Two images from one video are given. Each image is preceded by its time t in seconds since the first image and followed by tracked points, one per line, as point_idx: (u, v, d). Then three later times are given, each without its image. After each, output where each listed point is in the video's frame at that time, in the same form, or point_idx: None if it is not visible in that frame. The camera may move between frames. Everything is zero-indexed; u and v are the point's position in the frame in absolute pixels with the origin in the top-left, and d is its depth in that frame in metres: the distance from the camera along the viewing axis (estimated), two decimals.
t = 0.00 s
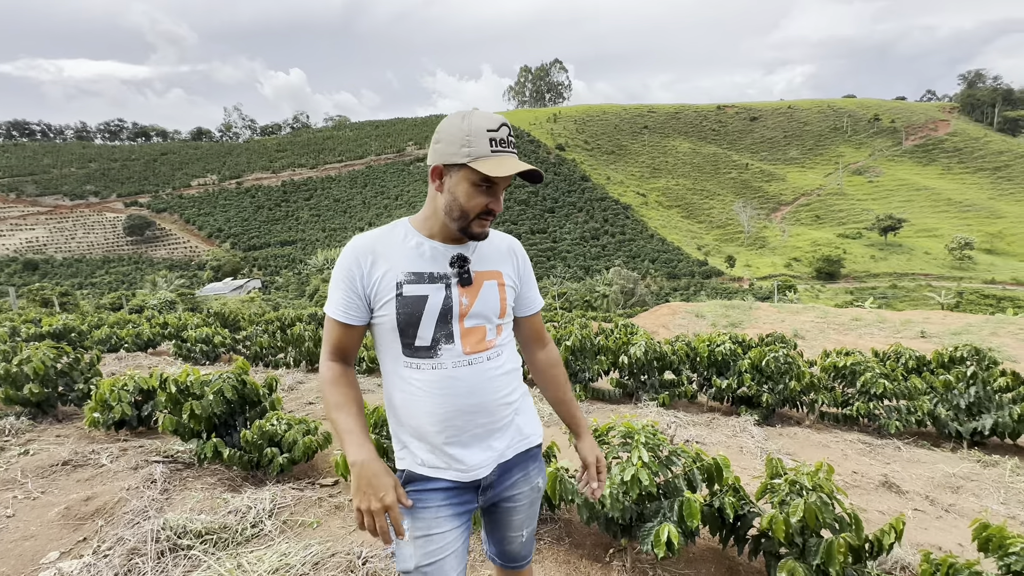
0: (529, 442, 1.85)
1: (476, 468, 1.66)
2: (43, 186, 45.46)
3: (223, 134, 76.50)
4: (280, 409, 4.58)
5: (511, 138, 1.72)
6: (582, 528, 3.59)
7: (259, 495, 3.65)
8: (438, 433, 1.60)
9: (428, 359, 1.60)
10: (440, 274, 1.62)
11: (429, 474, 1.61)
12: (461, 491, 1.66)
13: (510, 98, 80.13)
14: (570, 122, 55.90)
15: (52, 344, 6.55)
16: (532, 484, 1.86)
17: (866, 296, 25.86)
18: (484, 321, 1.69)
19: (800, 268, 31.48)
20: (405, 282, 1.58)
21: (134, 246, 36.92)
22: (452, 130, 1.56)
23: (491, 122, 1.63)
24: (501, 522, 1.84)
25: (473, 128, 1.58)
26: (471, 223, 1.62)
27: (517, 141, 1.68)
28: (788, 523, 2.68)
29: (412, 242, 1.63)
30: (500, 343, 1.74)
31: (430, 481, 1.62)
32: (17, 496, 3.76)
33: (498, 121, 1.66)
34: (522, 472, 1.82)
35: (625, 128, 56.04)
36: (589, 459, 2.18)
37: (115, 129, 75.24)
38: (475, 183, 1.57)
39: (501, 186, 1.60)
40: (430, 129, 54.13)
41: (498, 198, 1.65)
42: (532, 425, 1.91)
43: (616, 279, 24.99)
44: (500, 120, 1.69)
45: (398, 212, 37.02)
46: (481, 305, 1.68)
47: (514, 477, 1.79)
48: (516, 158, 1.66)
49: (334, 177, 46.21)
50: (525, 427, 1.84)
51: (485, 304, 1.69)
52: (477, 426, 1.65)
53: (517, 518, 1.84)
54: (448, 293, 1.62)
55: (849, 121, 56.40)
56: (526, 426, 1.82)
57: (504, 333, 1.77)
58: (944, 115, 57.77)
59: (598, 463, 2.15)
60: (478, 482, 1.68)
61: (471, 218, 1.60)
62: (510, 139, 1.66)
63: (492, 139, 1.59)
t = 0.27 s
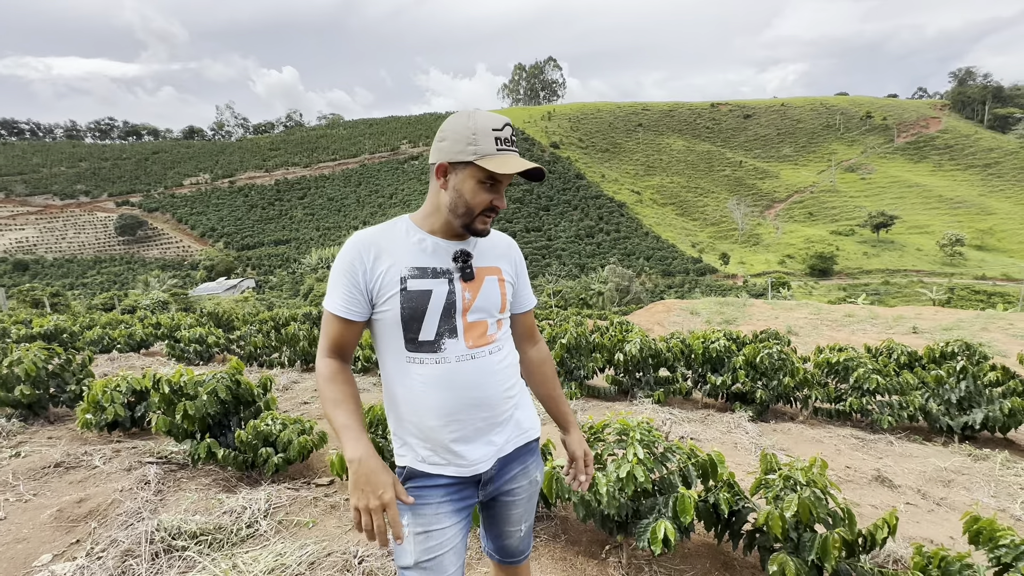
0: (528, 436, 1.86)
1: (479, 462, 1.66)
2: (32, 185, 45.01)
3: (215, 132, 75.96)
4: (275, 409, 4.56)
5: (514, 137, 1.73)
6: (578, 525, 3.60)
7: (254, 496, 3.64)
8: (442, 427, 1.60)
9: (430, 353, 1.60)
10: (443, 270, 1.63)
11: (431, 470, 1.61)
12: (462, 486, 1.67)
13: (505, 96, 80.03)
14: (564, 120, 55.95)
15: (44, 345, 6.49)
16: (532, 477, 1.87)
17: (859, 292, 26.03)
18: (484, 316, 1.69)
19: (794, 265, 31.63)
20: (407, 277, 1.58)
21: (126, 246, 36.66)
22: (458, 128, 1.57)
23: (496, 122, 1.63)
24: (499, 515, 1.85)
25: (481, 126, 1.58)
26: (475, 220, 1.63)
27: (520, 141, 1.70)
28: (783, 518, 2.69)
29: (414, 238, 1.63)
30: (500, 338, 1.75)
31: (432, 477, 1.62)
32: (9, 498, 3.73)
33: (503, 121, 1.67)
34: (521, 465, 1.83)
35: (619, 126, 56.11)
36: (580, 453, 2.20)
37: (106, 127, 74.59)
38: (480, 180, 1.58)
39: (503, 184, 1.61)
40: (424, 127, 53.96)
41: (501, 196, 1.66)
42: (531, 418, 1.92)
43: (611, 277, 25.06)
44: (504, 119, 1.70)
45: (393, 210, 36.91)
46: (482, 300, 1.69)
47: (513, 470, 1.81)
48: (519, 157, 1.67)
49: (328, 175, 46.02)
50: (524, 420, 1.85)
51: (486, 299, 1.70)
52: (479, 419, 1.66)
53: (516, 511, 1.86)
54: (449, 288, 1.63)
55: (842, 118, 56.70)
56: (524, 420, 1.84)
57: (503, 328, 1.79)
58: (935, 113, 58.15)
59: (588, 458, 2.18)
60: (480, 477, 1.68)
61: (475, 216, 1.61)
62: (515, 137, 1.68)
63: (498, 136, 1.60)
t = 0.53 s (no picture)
0: (529, 429, 1.89)
1: (483, 454, 1.68)
2: (26, 185, 44.72)
3: (210, 132, 75.64)
4: (273, 408, 4.55)
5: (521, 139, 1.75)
6: (577, 522, 3.61)
7: (253, 494, 3.64)
8: (447, 421, 1.62)
9: (436, 347, 1.61)
10: (449, 267, 1.65)
11: (435, 463, 1.62)
12: (466, 480, 1.68)
13: (501, 95, 80.02)
14: (561, 119, 56.00)
15: (40, 345, 6.46)
16: (532, 471, 1.89)
17: (854, 291, 26.16)
18: (489, 312, 1.72)
19: (790, 263, 31.73)
20: (415, 273, 1.60)
21: (120, 246, 36.48)
22: (468, 129, 1.58)
23: (506, 122, 1.65)
24: (499, 509, 1.87)
25: (491, 128, 1.59)
26: (481, 219, 1.65)
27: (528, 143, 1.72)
28: (780, 514, 2.71)
29: (421, 235, 1.65)
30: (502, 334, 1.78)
31: (435, 470, 1.63)
32: (6, 498, 3.72)
33: (511, 122, 1.69)
34: (523, 457, 1.85)
35: (616, 125, 56.20)
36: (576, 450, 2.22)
37: (100, 127, 74.18)
38: (489, 180, 1.60)
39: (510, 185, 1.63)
40: (420, 127, 53.90)
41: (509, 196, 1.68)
42: (531, 413, 1.94)
43: (608, 276, 25.11)
44: (512, 120, 1.71)
45: (389, 210, 36.85)
46: (487, 296, 1.71)
47: (515, 463, 1.83)
48: (526, 158, 1.70)
49: (324, 175, 45.90)
50: (525, 415, 1.87)
51: (490, 296, 1.72)
52: (483, 413, 1.68)
53: (517, 505, 1.87)
54: (454, 284, 1.65)
55: (837, 118, 56.95)
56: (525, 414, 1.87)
57: (506, 323, 1.81)
58: (930, 112, 58.44)
59: (584, 454, 2.20)
60: (484, 470, 1.70)
61: (482, 215, 1.64)
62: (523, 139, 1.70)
63: (507, 138, 1.62)
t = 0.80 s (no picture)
0: (529, 424, 1.90)
1: (483, 449, 1.69)
2: (22, 184, 44.58)
3: (208, 131, 75.52)
4: (273, 407, 4.57)
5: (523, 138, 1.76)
6: (576, 520, 3.63)
7: (253, 492, 3.65)
8: (448, 415, 1.63)
9: (438, 343, 1.63)
10: (450, 264, 1.67)
11: (437, 456, 1.63)
12: (465, 473, 1.70)
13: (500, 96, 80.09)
14: (560, 120, 56.07)
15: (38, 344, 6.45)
16: (531, 466, 1.92)
17: (851, 292, 26.25)
18: (489, 308, 1.74)
19: (787, 264, 31.82)
20: (417, 270, 1.61)
21: (117, 246, 36.38)
22: (469, 128, 1.59)
23: (509, 126, 1.66)
24: (499, 504, 1.88)
25: (492, 127, 1.61)
26: (482, 218, 1.67)
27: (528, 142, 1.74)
28: (778, 512, 2.72)
29: (422, 232, 1.66)
30: (501, 330, 1.79)
31: (436, 466, 1.64)
32: (5, 497, 3.72)
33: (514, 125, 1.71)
34: (522, 453, 1.87)
35: (614, 126, 56.30)
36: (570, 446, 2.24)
37: (97, 126, 74.00)
38: (490, 179, 1.61)
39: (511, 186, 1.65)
40: (419, 127, 53.90)
41: (509, 195, 1.70)
42: (531, 408, 1.96)
43: (606, 277, 25.14)
44: (514, 120, 1.73)
45: (387, 210, 36.86)
46: (487, 294, 1.73)
47: (514, 458, 1.85)
48: (526, 159, 1.71)
49: (322, 175, 45.85)
50: (525, 409, 1.89)
51: (491, 292, 1.74)
52: (482, 407, 1.69)
53: (517, 500, 1.89)
54: (455, 281, 1.66)
55: (834, 119, 57.15)
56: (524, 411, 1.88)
57: (505, 320, 1.83)
58: (927, 114, 58.69)
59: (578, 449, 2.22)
60: (484, 464, 1.71)
61: (484, 213, 1.65)
62: (523, 138, 1.72)
63: (509, 138, 1.63)
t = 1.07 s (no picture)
0: (528, 424, 1.90)
1: (480, 448, 1.70)
2: (22, 184, 44.57)
3: (208, 132, 75.56)
4: (273, 407, 4.58)
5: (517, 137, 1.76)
6: (576, 522, 3.63)
7: (253, 492, 3.65)
8: (446, 415, 1.65)
9: (435, 343, 1.64)
10: (448, 265, 1.67)
11: (433, 455, 1.65)
12: (464, 472, 1.70)
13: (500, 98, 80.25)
14: (560, 122, 56.18)
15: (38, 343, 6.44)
16: (530, 465, 1.93)
17: (850, 295, 26.28)
18: (488, 309, 1.74)
19: (786, 268, 31.84)
20: (415, 271, 1.62)
21: (117, 246, 36.36)
22: (460, 130, 1.60)
23: (500, 125, 1.67)
24: (499, 502, 1.89)
25: (483, 129, 1.61)
26: (478, 219, 1.68)
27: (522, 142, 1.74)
28: (778, 513, 2.73)
29: (420, 233, 1.68)
30: (501, 331, 1.80)
31: (435, 464, 1.65)
32: (5, 496, 3.72)
33: (506, 123, 1.70)
34: (522, 453, 1.87)
35: (614, 128, 56.41)
36: (586, 436, 2.32)
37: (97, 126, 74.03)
38: (483, 180, 1.62)
39: (507, 185, 1.66)
40: (419, 128, 53.97)
41: (505, 194, 1.70)
42: (531, 408, 1.97)
43: (606, 279, 25.17)
44: (506, 121, 1.73)
45: (387, 211, 36.88)
46: (486, 294, 1.74)
47: (514, 457, 1.85)
48: (519, 158, 1.71)
49: (322, 176, 45.88)
50: (524, 410, 1.89)
51: (489, 293, 1.75)
52: (480, 407, 1.70)
53: (516, 499, 1.90)
54: (452, 282, 1.67)
55: (833, 123, 57.31)
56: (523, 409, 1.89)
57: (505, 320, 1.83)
58: (926, 118, 58.86)
59: (595, 439, 2.28)
60: (482, 463, 1.72)
61: (478, 215, 1.66)
62: (517, 137, 1.72)
63: (500, 138, 1.63)
